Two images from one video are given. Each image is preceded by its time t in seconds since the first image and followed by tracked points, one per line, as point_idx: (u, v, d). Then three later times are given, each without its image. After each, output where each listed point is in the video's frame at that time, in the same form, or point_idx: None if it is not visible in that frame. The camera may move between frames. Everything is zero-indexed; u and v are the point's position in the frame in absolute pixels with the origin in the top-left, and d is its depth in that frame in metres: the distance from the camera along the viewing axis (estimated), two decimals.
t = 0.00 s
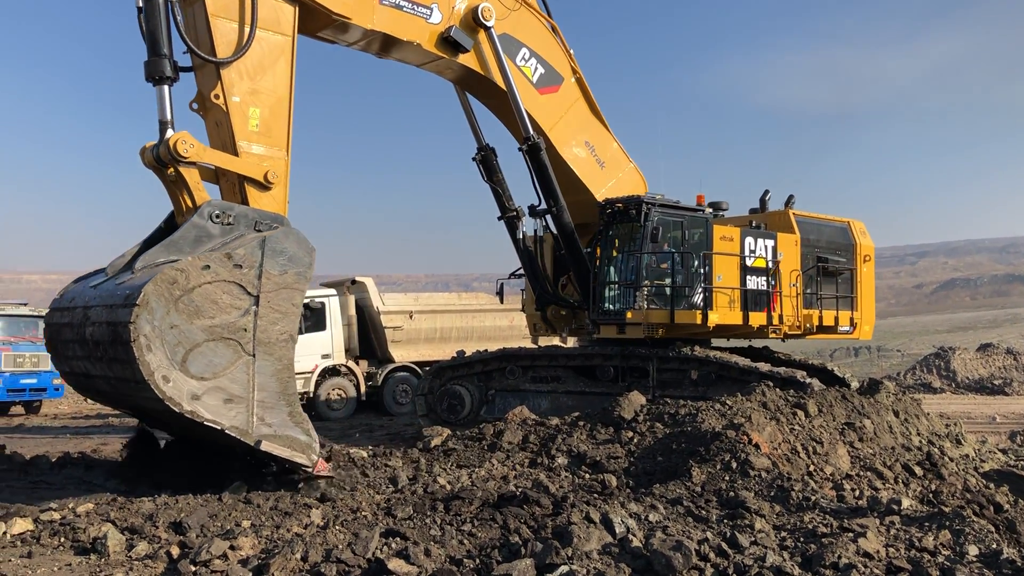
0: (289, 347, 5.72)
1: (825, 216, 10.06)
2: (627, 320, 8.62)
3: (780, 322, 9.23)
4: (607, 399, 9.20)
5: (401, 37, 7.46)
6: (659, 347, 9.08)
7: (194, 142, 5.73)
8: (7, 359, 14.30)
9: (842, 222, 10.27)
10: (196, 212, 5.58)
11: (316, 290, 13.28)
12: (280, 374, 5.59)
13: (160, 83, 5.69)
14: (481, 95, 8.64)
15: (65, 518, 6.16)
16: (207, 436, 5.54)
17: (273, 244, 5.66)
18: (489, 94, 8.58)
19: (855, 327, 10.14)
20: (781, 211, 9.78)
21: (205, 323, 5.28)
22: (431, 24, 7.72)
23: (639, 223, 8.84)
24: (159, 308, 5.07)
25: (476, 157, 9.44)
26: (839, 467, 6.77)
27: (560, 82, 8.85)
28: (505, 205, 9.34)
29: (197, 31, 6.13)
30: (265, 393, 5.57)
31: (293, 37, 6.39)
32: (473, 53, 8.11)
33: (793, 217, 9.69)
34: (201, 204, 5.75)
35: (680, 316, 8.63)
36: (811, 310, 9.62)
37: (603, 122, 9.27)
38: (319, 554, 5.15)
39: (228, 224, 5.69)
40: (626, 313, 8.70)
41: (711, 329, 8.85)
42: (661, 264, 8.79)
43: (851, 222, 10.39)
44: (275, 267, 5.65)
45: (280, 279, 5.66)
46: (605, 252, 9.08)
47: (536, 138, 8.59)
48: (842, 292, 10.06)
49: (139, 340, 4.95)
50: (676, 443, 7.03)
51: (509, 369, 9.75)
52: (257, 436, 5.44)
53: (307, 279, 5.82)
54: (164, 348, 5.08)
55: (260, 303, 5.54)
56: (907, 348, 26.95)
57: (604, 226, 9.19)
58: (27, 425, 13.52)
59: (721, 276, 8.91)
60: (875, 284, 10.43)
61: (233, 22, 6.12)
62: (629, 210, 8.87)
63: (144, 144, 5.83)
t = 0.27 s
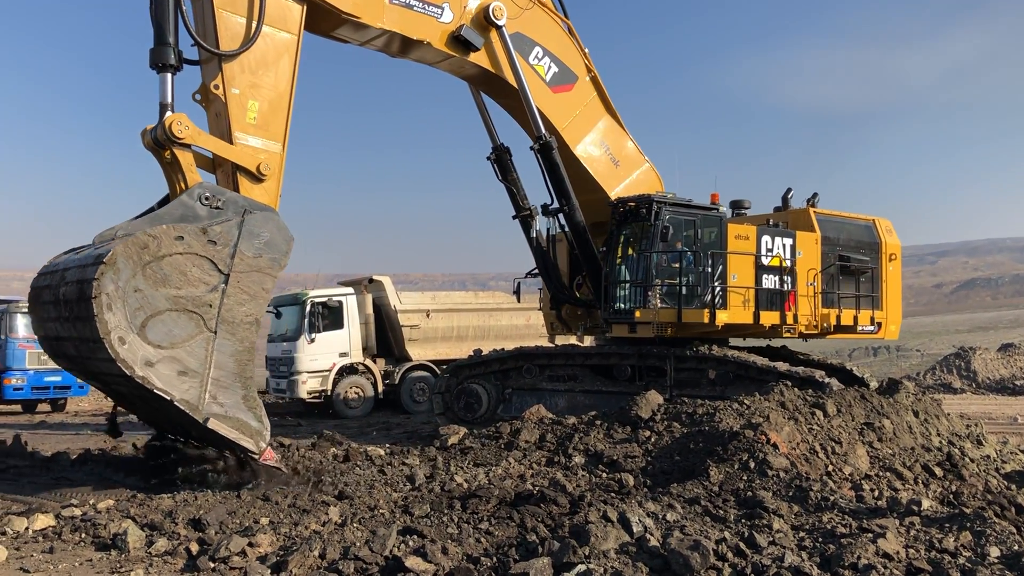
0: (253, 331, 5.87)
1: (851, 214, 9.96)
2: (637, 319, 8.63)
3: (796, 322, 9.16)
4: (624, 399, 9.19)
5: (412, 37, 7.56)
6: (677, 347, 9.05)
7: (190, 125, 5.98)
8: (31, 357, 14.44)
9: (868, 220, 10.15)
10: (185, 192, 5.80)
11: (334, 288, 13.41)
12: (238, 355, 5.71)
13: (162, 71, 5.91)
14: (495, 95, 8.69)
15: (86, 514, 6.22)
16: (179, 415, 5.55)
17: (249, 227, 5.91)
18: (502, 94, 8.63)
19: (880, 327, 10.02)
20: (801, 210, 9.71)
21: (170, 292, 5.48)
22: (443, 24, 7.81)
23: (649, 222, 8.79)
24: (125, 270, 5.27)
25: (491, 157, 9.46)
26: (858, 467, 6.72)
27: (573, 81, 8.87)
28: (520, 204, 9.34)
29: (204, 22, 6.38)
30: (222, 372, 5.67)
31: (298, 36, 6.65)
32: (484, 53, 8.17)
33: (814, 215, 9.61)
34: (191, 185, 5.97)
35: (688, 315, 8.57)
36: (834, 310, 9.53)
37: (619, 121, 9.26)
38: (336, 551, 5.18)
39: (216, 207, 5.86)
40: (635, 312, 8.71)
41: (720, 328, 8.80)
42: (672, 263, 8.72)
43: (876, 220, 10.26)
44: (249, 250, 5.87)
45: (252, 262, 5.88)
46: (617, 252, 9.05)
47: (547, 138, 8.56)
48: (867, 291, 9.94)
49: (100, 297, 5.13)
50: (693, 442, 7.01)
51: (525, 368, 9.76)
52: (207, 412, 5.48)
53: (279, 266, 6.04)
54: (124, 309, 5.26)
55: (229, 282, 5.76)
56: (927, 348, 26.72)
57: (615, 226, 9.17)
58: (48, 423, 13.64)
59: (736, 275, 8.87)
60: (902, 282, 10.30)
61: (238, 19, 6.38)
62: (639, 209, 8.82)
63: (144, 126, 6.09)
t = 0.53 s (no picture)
0: (220, 315, 5.96)
1: (877, 211, 9.87)
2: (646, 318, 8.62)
3: (811, 320, 9.06)
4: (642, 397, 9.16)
5: (421, 37, 7.68)
6: (696, 346, 9.01)
7: (186, 114, 6.16)
8: (54, 354, 14.58)
9: (894, 216, 10.05)
10: (177, 176, 5.91)
11: (353, 286, 13.48)
12: (200, 337, 5.80)
13: (166, 62, 6.09)
14: (509, 95, 8.73)
15: (108, 511, 6.28)
16: (137, 392, 5.64)
17: (228, 212, 6.02)
18: (515, 93, 8.67)
19: (908, 325, 9.85)
20: (823, 207, 9.64)
21: (139, 267, 5.60)
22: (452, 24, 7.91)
23: (660, 221, 8.69)
24: (96, 240, 5.41)
25: (506, 156, 9.46)
26: (879, 466, 6.67)
27: (587, 79, 8.86)
28: (535, 203, 9.33)
29: (211, 20, 6.62)
30: (183, 352, 5.77)
31: (301, 36, 6.84)
32: (494, 53, 8.24)
33: (836, 212, 9.56)
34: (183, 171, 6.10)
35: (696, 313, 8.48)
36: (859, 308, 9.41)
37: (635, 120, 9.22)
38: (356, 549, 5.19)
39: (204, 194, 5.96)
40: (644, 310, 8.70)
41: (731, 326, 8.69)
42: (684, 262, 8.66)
43: (904, 217, 10.17)
44: (225, 236, 5.98)
45: (226, 248, 5.98)
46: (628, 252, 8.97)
47: (559, 137, 8.61)
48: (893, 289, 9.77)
49: (69, 265, 5.26)
50: (713, 441, 6.98)
51: (543, 367, 9.75)
52: (162, 390, 5.56)
53: (254, 254, 6.13)
54: (91, 278, 5.39)
55: (200, 264, 5.86)
56: (947, 347, 26.47)
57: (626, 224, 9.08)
58: (71, 420, 13.78)
59: (750, 273, 8.84)
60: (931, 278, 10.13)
61: (243, 18, 6.60)
62: (650, 208, 8.71)
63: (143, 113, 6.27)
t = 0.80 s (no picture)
0: (194, 296, 6.13)
1: (900, 206, 9.79)
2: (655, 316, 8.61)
3: (823, 318, 8.98)
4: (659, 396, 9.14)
5: (430, 37, 7.75)
6: (713, 344, 8.99)
7: (184, 102, 6.37)
8: (77, 352, 14.74)
9: (920, 213, 9.98)
10: (169, 161, 6.19)
11: (370, 285, 13.55)
12: (174, 315, 5.97)
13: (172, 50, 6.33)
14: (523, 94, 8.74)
15: (129, 508, 6.34)
16: (107, 367, 5.75)
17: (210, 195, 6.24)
18: (528, 93, 8.68)
19: (934, 324, 9.76)
20: (841, 203, 9.60)
21: (118, 243, 5.81)
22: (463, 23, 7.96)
23: (669, 220, 8.69)
24: (78, 215, 5.61)
25: (520, 156, 9.47)
26: (899, 466, 6.63)
27: (601, 79, 8.83)
28: (550, 202, 9.33)
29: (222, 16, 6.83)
30: (157, 329, 5.91)
31: (306, 35, 6.98)
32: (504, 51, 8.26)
33: (855, 208, 9.50)
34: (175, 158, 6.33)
35: (702, 312, 8.45)
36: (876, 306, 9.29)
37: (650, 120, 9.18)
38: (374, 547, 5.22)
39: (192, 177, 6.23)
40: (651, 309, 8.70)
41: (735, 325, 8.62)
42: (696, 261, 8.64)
43: (930, 213, 10.08)
44: (204, 218, 6.20)
45: (204, 231, 6.19)
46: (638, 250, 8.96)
47: (570, 136, 8.61)
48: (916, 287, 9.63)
49: (49, 237, 5.44)
50: (731, 441, 6.96)
51: (560, 366, 9.76)
52: (132, 365, 5.69)
53: (232, 238, 6.33)
54: (70, 250, 5.58)
55: (177, 245, 6.06)
56: (968, 346, 26.25)
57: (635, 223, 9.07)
58: (92, 418, 13.91)
59: (764, 272, 8.81)
60: (958, 275, 10.02)
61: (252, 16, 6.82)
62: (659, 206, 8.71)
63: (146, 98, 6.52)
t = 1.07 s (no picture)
0: (191, 272, 6.17)
1: (920, 206, 9.72)
2: (663, 317, 8.58)
3: (834, 320, 8.88)
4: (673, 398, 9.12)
5: (442, 32, 7.88)
6: (727, 346, 8.96)
7: (190, 84, 6.51)
8: (92, 353, 14.84)
9: (942, 213, 9.89)
10: (172, 144, 6.29)
11: (384, 287, 13.58)
12: (171, 290, 6.00)
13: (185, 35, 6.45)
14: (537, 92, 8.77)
15: (144, 508, 6.37)
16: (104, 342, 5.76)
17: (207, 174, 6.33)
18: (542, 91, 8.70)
19: (956, 325, 9.64)
20: (859, 203, 9.55)
21: (116, 220, 5.89)
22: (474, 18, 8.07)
23: (676, 221, 8.71)
24: (78, 191, 5.71)
25: (536, 156, 9.46)
26: (914, 469, 6.58)
27: (616, 78, 8.81)
28: (563, 202, 9.33)
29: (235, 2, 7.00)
30: (153, 304, 5.93)
31: (318, 27, 7.18)
32: (516, 47, 8.30)
33: (871, 208, 9.42)
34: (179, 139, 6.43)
35: (704, 313, 8.39)
36: (890, 307, 9.19)
37: (665, 120, 9.14)
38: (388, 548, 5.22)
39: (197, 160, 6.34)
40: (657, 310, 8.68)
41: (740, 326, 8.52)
42: (702, 261, 8.67)
43: (953, 213, 9.99)
44: (201, 196, 6.28)
45: (201, 208, 6.26)
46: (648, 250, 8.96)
47: (582, 135, 8.62)
48: (935, 288, 9.52)
49: (49, 212, 5.53)
50: (746, 443, 6.93)
51: (574, 367, 9.75)
52: (128, 338, 5.70)
53: (229, 215, 6.39)
54: (69, 225, 5.65)
55: (175, 222, 6.14)
56: (985, 348, 26.05)
57: (646, 224, 9.08)
58: (107, 419, 13.99)
59: (775, 272, 8.81)
60: (982, 275, 9.88)
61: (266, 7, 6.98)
62: (666, 207, 8.75)
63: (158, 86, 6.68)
